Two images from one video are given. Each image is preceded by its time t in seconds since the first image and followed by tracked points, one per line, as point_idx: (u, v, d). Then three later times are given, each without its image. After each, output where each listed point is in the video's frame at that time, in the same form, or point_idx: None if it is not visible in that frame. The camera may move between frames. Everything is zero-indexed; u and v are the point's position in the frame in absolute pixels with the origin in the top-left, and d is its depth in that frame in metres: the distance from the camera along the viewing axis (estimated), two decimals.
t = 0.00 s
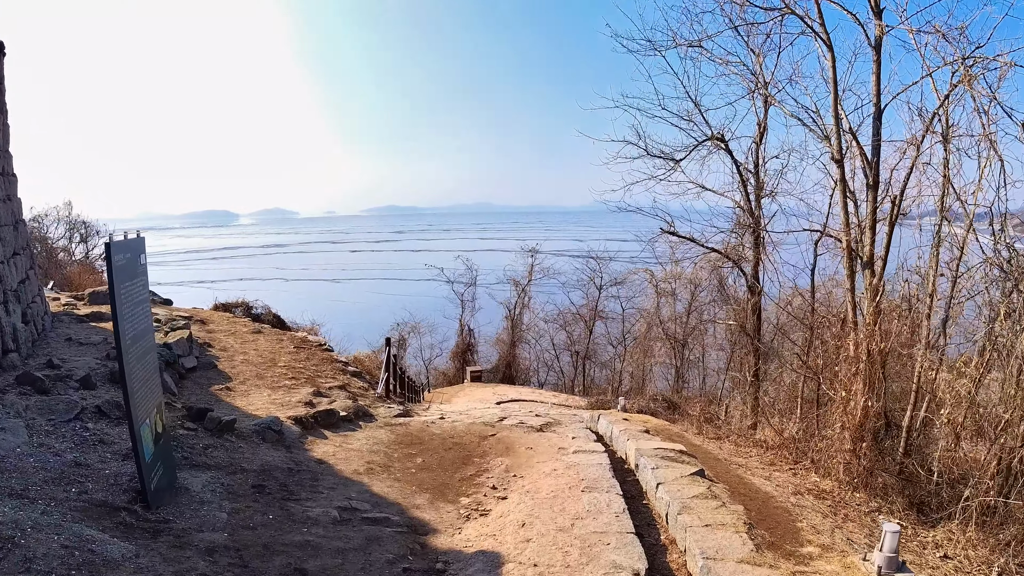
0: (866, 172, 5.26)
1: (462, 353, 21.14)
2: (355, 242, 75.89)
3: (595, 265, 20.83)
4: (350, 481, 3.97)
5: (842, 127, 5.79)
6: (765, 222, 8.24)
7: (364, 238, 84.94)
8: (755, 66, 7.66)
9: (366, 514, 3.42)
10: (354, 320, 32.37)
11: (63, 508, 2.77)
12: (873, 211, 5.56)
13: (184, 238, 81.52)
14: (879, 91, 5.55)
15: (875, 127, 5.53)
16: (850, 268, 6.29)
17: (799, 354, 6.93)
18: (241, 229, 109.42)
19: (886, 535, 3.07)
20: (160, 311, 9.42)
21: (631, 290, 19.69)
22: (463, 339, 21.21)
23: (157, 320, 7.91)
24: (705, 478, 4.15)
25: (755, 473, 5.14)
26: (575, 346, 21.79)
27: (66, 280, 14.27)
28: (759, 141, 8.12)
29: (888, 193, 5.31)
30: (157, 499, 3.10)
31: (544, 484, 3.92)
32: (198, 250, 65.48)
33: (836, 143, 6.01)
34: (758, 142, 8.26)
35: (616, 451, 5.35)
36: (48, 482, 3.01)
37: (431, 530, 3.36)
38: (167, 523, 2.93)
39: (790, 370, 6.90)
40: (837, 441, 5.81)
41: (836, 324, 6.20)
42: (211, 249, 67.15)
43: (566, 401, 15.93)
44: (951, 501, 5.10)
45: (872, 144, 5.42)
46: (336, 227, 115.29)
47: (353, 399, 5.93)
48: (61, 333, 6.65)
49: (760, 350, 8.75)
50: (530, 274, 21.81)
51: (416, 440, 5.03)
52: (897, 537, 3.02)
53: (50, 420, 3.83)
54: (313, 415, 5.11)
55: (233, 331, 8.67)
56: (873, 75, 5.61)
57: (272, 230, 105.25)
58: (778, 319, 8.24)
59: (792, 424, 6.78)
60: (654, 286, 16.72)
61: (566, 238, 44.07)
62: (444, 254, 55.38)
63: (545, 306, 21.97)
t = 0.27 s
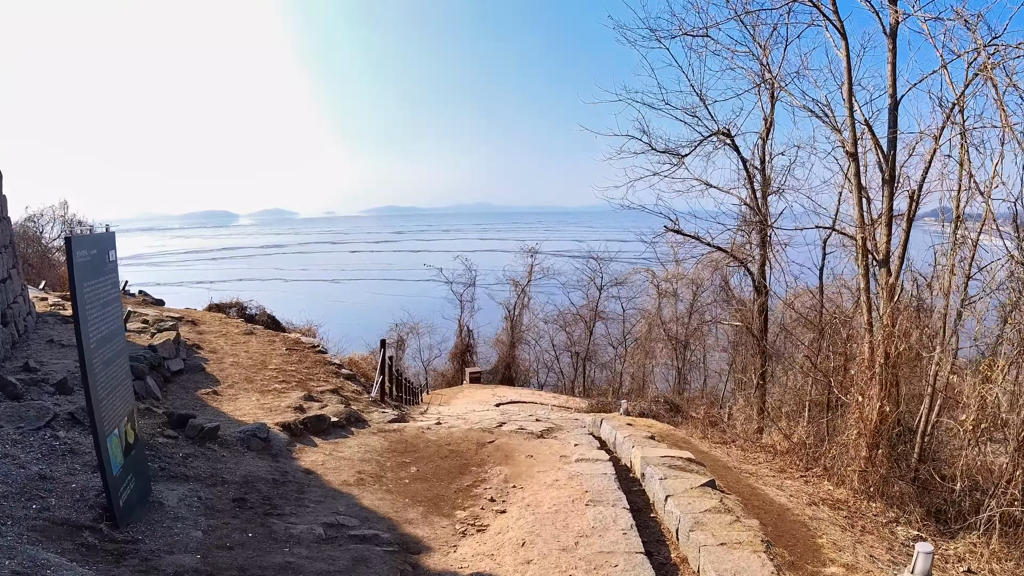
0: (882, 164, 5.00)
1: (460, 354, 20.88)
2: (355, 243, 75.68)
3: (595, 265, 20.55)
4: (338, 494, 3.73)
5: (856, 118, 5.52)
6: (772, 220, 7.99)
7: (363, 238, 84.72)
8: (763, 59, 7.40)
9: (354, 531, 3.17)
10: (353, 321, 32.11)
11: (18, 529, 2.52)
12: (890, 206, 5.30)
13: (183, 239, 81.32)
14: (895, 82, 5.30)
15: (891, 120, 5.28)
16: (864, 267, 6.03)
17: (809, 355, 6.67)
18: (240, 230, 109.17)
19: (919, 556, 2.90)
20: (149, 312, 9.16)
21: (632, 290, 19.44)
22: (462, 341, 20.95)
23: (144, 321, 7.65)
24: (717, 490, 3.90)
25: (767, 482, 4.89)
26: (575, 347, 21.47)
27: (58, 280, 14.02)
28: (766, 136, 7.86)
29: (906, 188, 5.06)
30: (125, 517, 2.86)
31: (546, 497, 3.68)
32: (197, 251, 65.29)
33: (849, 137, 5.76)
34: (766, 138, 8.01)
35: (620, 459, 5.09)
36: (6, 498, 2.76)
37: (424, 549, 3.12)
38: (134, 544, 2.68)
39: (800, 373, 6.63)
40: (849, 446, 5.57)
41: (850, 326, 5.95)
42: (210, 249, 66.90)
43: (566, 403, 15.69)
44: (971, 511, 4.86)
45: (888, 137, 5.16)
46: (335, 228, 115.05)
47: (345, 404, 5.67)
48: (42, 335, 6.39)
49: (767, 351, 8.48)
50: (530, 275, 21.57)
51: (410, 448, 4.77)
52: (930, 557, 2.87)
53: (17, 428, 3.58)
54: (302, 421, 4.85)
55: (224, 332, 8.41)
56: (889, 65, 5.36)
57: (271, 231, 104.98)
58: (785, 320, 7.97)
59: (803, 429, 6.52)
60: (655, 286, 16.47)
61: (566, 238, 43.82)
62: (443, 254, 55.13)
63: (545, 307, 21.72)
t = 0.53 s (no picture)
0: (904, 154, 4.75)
1: (460, 355, 20.62)
2: (354, 243, 75.41)
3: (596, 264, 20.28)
4: (328, 503, 3.47)
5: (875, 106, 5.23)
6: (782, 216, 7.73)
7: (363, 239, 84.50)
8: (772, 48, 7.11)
9: (344, 545, 2.92)
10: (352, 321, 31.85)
11: None
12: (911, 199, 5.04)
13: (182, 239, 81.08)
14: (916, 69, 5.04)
15: (912, 108, 5.02)
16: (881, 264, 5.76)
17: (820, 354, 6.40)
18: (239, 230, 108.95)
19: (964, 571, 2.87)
20: (139, 311, 8.90)
21: (634, 290, 19.20)
22: (462, 341, 20.71)
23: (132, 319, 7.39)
24: (734, 498, 3.64)
25: (783, 489, 4.63)
26: (576, 348, 21.24)
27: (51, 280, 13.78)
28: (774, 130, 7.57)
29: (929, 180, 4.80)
30: (90, 532, 2.61)
31: (551, 507, 3.42)
32: (195, 251, 65.03)
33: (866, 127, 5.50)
34: (774, 132, 7.74)
35: (628, 464, 4.84)
36: None
37: (420, 565, 2.87)
38: (99, 563, 2.43)
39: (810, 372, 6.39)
40: (865, 449, 5.21)
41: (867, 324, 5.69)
42: (209, 250, 66.69)
43: (568, 404, 15.43)
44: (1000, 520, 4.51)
45: (909, 126, 4.90)
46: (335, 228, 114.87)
47: (339, 406, 5.42)
48: (25, 334, 6.14)
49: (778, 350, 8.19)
50: (530, 274, 21.33)
51: (407, 452, 4.52)
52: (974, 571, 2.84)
53: None
54: (292, 425, 4.61)
55: (216, 331, 8.15)
56: (909, 51, 5.11)
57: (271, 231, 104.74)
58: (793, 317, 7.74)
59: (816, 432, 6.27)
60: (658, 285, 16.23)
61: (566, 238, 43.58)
62: (443, 254, 54.89)
63: (545, 307, 21.48)
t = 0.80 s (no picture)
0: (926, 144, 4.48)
1: (458, 356, 20.35)
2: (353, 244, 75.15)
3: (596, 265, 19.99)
4: (312, 520, 3.21)
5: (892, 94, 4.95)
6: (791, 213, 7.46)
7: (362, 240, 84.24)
8: (780, 38, 6.83)
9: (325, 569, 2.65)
10: (350, 323, 31.58)
11: None
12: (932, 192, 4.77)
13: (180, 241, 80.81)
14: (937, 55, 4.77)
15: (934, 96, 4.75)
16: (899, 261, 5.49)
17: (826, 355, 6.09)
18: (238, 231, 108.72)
19: None
20: (127, 311, 8.62)
21: (635, 290, 18.92)
22: (461, 343, 20.43)
23: (117, 320, 7.12)
24: (751, 513, 3.35)
25: (800, 500, 4.35)
26: (576, 349, 20.95)
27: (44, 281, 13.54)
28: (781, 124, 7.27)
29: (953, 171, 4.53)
30: (42, 557, 2.35)
31: (553, 523, 3.15)
32: (194, 252, 64.76)
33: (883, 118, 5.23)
34: (781, 126, 7.44)
35: (635, 473, 4.56)
36: None
37: None
38: None
39: (821, 376, 6.13)
40: (883, 457, 4.93)
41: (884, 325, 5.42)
42: (207, 251, 66.46)
43: (568, 407, 15.15)
44: None
45: (931, 114, 4.63)
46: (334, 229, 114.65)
47: (329, 411, 5.15)
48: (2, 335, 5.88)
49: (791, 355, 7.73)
50: (529, 275, 21.07)
51: (399, 461, 4.24)
52: None
53: None
54: (277, 432, 4.36)
55: (204, 332, 7.88)
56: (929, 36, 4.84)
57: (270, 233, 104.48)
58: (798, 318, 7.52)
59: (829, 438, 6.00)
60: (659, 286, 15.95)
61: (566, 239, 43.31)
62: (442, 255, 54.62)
63: (545, 308, 21.21)
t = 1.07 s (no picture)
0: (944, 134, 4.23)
1: (455, 359, 20.08)
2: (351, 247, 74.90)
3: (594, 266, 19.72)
4: (281, 540, 2.94)
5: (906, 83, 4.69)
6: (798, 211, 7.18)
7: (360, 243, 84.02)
8: (785, 30, 6.59)
9: None
10: (347, 325, 31.32)
11: None
12: (949, 185, 4.51)
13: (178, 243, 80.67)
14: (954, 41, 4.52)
15: (950, 85, 4.50)
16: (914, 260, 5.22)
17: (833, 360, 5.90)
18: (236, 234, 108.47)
19: None
20: (110, 313, 8.34)
21: (634, 292, 18.65)
22: (458, 345, 20.16)
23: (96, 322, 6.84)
24: (762, 531, 3.07)
25: (811, 513, 4.07)
26: (574, 352, 20.65)
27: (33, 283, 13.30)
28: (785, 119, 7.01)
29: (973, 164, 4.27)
30: None
31: (545, 543, 2.89)
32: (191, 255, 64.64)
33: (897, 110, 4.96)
34: (785, 121, 7.17)
35: (635, 484, 4.29)
36: None
37: None
38: None
39: (830, 381, 5.86)
40: (899, 467, 4.64)
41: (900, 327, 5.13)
42: (205, 254, 66.28)
43: (566, 411, 14.87)
44: None
45: (948, 103, 4.37)
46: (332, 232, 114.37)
47: (312, 418, 4.87)
48: None
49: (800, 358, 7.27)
50: (527, 276, 20.81)
51: (383, 473, 3.97)
52: None
53: None
54: (254, 441, 4.10)
55: (188, 334, 7.60)
56: (944, 22, 4.59)
57: (268, 235, 104.25)
58: (802, 319, 7.28)
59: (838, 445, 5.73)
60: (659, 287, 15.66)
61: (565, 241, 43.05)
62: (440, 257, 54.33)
63: (543, 310, 20.95)
